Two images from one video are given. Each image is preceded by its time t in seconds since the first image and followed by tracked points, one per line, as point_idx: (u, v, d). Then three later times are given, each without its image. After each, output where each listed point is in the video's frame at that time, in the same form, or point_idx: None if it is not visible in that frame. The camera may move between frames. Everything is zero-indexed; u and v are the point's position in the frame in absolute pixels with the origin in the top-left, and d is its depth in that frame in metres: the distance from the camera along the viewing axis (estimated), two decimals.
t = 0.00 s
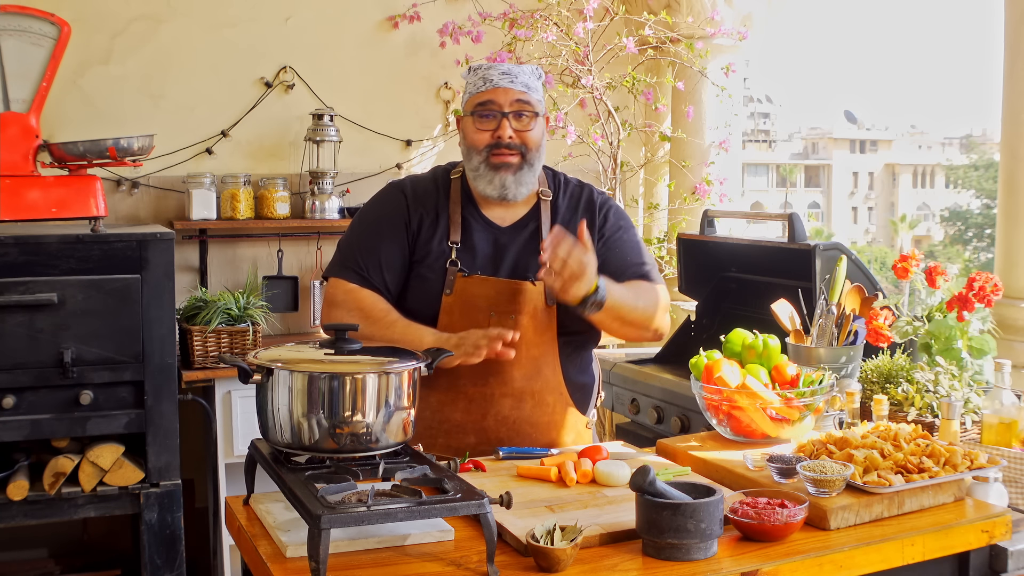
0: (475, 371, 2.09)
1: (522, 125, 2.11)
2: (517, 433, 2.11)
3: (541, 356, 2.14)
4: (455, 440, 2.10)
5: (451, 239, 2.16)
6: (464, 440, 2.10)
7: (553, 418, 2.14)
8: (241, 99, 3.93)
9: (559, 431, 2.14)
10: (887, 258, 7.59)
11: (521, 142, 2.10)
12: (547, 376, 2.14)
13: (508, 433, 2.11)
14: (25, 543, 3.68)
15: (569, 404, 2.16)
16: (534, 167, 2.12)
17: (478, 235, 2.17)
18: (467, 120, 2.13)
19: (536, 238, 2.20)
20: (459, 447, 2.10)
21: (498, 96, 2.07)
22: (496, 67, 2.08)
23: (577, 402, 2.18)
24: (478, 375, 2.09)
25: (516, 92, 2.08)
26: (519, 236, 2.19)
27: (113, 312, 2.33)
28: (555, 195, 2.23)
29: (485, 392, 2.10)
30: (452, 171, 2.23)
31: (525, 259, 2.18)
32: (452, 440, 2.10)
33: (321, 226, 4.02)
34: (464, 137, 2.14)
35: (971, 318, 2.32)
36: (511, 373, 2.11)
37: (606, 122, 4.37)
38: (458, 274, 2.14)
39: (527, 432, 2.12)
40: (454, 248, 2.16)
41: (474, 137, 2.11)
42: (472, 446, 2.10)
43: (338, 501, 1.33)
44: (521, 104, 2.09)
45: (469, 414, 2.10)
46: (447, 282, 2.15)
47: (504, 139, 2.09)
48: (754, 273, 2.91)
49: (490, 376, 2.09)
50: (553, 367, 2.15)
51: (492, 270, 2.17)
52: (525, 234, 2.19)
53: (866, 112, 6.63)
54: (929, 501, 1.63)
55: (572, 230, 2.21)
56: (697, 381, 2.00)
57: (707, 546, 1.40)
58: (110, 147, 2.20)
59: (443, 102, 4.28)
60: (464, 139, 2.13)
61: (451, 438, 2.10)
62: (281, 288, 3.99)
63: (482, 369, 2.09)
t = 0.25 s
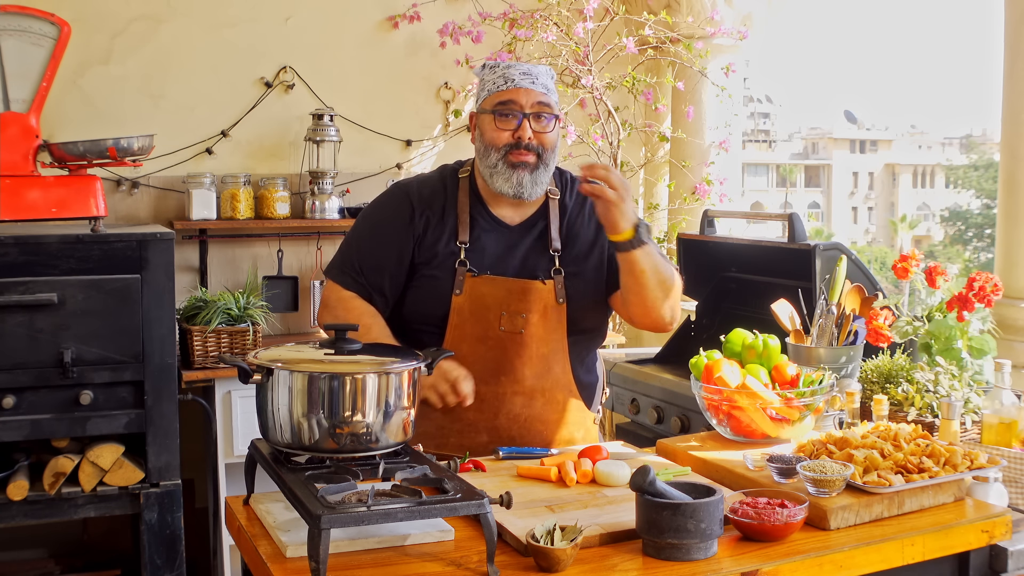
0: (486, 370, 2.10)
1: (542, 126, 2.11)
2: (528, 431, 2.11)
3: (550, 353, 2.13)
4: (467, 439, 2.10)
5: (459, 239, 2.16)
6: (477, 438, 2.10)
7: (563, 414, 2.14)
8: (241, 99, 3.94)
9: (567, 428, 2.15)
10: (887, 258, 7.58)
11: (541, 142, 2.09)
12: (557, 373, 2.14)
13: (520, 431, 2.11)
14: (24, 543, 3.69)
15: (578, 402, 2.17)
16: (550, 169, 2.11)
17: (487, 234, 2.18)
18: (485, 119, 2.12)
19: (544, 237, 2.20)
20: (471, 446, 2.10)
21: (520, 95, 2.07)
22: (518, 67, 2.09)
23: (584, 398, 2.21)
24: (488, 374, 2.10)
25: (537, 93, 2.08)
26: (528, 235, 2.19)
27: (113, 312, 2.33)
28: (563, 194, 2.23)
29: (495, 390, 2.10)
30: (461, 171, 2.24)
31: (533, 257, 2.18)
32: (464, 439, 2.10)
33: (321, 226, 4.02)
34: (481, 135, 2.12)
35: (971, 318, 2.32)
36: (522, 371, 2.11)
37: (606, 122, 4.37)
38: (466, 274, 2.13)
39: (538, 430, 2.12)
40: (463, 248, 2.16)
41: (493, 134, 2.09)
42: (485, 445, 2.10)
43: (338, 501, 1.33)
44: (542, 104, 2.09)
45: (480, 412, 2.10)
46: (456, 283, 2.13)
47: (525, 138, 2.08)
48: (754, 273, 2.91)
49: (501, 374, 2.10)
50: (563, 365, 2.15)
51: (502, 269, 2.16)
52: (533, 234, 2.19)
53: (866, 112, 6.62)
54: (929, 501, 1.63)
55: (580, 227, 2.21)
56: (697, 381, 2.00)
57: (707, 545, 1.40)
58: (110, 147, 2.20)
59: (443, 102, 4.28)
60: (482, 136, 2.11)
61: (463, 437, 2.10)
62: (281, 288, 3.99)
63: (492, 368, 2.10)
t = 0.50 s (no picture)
0: (487, 360, 2.08)
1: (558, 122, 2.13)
2: (532, 423, 2.07)
3: (552, 344, 2.12)
4: (470, 431, 2.06)
5: (463, 233, 2.17)
6: (479, 430, 2.06)
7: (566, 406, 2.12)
8: (241, 99, 3.93)
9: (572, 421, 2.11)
10: (887, 258, 7.58)
11: (557, 137, 2.11)
12: (560, 365, 2.12)
13: (523, 423, 2.07)
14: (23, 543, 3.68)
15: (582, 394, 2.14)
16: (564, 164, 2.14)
17: (491, 227, 2.18)
18: (503, 111, 2.13)
19: (550, 231, 2.20)
20: (474, 438, 2.06)
21: (541, 90, 2.10)
22: (539, 63, 2.12)
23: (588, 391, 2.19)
24: (490, 364, 2.08)
25: (557, 90, 2.11)
26: (533, 228, 2.19)
27: (113, 312, 2.33)
28: (569, 190, 2.25)
29: (497, 381, 2.08)
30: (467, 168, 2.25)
31: (538, 250, 2.18)
32: (466, 431, 2.06)
33: (321, 226, 4.02)
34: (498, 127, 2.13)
35: (971, 318, 2.32)
36: (523, 361, 2.08)
37: (606, 122, 4.37)
38: (468, 266, 2.14)
39: (541, 422, 2.08)
40: (465, 241, 2.17)
41: (510, 127, 2.10)
42: (488, 437, 2.06)
43: (338, 501, 1.33)
44: (560, 101, 2.12)
45: (482, 404, 2.07)
46: (458, 275, 2.13)
47: (543, 132, 2.10)
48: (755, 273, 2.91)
49: (503, 364, 2.08)
50: (566, 357, 2.13)
51: (504, 260, 2.16)
52: (538, 228, 2.20)
53: (866, 112, 6.64)
54: (929, 501, 1.63)
55: (587, 223, 2.22)
56: (697, 381, 2.00)
57: (707, 546, 1.40)
58: (110, 147, 2.20)
59: (443, 102, 4.28)
60: (499, 128, 2.12)
61: (466, 429, 2.06)
62: (281, 288, 3.99)
63: (494, 359, 2.08)
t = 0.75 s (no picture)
0: (491, 347, 2.09)
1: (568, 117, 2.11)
2: (535, 411, 2.07)
3: (558, 333, 2.11)
4: (473, 418, 2.07)
5: (469, 223, 2.18)
6: (482, 417, 2.07)
7: (569, 397, 2.11)
8: (241, 99, 3.94)
9: (574, 412, 2.10)
10: (887, 258, 7.58)
11: (565, 133, 2.09)
12: (565, 354, 2.12)
13: (526, 410, 2.07)
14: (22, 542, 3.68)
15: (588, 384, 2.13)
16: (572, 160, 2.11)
17: (497, 219, 2.19)
18: (512, 106, 2.12)
19: (555, 223, 2.19)
20: (477, 425, 2.07)
21: (549, 86, 2.08)
22: (548, 61, 2.10)
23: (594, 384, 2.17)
24: (494, 351, 2.09)
25: (565, 87, 2.09)
26: (538, 220, 2.19)
27: (113, 312, 2.33)
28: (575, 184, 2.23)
29: (501, 367, 2.08)
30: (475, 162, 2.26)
31: (543, 241, 2.18)
32: (469, 418, 2.07)
33: (321, 226, 4.02)
34: (507, 121, 2.12)
35: (971, 318, 2.32)
36: (527, 348, 2.09)
37: (606, 122, 4.37)
38: (474, 255, 2.15)
39: (544, 409, 2.08)
40: (471, 232, 2.18)
41: (518, 122, 2.10)
42: (491, 424, 2.07)
43: (338, 501, 1.33)
44: (569, 98, 2.10)
45: (486, 391, 2.08)
46: (464, 264, 2.14)
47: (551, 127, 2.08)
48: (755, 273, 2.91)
49: (507, 351, 2.09)
50: (571, 346, 2.12)
51: (510, 250, 2.16)
52: (542, 220, 2.19)
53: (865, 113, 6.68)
54: (929, 501, 1.63)
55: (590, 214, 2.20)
56: (697, 381, 1.99)
57: (707, 546, 1.40)
58: (110, 147, 2.20)
59: (443, 102, 4.28)
60: (507, 123, 2.12)
61: (469, 416, 2.07)
62: (281, 288, 3.99)
63: (498, 345, 2.09)
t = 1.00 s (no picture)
0: (492, 346, 2.08)
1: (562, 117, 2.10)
2: (539, 405, 2.07)
3: (557, 328, 2.12)
4: (480, 417, 2.06)
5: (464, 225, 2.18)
6: (489, 416, 2.06)
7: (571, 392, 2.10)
8: (241, 99, 3.93)
9: (580, 403, 2.10)
10: (887, 258, 7.57)
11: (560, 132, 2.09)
12: (565, 348, 2.12)
13: (531, 406, 2.07)
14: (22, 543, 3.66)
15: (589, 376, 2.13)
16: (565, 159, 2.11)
17: (489, 219, 2.19)
18: (508, 102, 2.10)
19: (546, 219, 2.20)
20: (485, 424, 2.06)
21: (547, 87, 2.07)
22: (547, 63, 2.09)
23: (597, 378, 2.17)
24: (495, 349, 2.08)
25: (562, 88, 2.08)
26: (529, 217, 2.20)
27: (113, 312, 2.33)
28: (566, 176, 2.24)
29: (503, 365, 2.08)
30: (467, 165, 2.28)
31: (535, 238, 2.19)
32: (476, 418, 2.06)
33: (321, 226, 4.02)
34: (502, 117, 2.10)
35: (971, 317, 2.32)
36: (528, 344, 2.09)
37: (606, 122, 4.37)
38: (469, 256, 2.14)
39: (549, 403, 2.08)
40: (465, 233, 2.18)
41: (513, 118, 2.08)
42: (498, 423, 2.06)
43: (338, 501, 1.33)
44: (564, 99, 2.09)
45: (490, 389, 2.07)
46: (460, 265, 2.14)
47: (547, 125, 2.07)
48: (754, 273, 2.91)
49: (508, 349, 2.08)
50: (571, 339, 2.13)
51: (505, 248, 2.17)
52: (535, 216, 2.20)
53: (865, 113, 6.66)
54: (929, 501, 1.63)
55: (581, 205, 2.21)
56: (697, 381, 1.99)
57: (707, 546, 1.40)
58: (110, 147, 2.20)
59: (443, 102, 4.28)
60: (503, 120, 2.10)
61: (476, 416, 2.06)
62: (281, 288, 3.99)
63: (499, 343, 2.08)
